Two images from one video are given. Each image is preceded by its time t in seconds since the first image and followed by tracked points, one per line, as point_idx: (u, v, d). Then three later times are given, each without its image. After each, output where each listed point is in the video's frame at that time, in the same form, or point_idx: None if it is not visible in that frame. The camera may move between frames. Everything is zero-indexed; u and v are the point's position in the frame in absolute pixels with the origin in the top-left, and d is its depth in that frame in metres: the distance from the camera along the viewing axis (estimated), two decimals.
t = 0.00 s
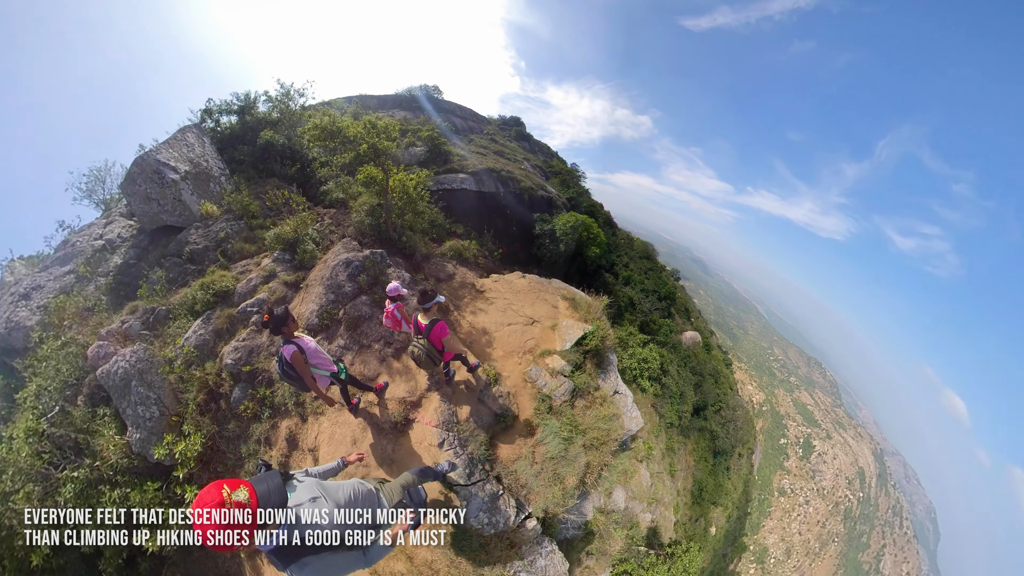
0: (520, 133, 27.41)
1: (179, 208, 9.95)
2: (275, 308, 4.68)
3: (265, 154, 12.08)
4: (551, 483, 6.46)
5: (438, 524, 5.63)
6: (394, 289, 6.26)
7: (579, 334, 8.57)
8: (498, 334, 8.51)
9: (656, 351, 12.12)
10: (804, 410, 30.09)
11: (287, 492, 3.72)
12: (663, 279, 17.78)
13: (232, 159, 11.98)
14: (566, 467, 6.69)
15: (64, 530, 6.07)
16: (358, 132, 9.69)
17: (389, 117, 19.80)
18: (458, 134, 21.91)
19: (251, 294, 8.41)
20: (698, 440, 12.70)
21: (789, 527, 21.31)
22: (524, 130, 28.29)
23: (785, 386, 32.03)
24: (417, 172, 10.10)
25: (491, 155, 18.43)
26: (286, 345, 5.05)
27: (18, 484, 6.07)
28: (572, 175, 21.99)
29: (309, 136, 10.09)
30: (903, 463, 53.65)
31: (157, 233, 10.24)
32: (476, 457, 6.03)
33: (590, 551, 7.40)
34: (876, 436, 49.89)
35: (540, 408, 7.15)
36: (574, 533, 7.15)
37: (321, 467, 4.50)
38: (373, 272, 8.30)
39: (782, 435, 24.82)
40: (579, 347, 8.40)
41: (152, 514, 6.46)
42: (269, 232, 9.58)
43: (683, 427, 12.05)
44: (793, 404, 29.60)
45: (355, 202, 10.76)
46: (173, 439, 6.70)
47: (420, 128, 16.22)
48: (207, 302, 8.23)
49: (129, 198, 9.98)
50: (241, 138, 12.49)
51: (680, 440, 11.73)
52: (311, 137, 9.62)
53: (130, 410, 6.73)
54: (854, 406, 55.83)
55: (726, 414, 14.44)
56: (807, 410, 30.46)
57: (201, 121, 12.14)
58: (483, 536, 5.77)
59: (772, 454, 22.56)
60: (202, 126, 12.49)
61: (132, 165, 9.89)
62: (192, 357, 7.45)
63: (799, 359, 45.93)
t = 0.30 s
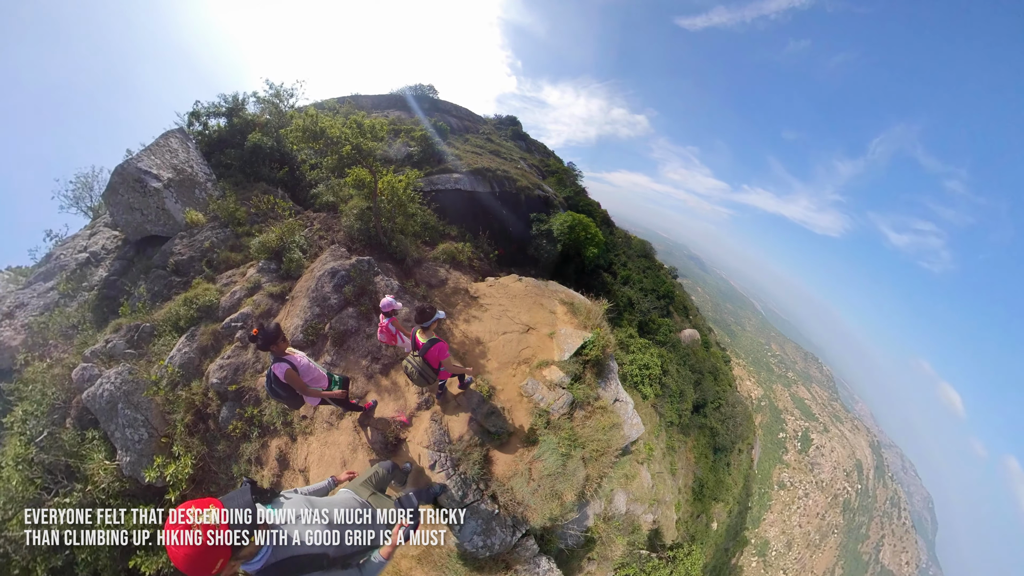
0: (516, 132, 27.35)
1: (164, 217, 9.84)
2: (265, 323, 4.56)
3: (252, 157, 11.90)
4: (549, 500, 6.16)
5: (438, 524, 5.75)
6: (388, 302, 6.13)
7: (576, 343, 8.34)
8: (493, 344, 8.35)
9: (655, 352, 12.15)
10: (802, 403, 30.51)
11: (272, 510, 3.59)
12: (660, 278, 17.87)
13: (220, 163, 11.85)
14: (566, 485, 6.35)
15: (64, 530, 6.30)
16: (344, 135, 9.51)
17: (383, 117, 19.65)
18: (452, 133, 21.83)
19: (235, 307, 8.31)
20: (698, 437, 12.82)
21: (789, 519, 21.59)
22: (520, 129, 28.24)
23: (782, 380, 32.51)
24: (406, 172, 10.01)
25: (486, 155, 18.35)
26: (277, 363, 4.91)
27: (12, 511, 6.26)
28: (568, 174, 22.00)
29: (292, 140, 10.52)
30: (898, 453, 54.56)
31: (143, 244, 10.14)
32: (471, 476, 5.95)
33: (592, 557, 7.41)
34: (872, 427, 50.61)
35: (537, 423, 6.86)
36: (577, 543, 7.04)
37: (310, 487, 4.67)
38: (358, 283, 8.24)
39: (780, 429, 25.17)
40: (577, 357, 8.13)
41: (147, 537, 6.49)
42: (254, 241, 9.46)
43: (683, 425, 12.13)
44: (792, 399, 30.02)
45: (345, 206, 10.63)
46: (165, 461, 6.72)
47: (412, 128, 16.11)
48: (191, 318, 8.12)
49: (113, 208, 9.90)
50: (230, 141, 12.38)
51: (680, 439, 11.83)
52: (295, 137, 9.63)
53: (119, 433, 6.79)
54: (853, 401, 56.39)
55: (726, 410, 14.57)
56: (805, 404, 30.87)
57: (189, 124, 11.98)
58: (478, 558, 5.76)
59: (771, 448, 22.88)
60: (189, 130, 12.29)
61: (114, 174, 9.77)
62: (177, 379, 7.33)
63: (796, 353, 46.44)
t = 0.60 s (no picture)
0: (512, 132, 27.38)
1: (150, 223, 9.64)
2: (261, 328, 4.53)
3: (242, 159, 11.78)
4: (549, 508, 6.17)
5: (438, 525, 5.68)
6: (394, 309, 6.16)
7: (576, 347, 8.35)
8: (491, 350, 8.31)
9: (654, 350, 12.23)
10: (799, 397, 30.99)
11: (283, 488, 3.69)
12: (657, 276, 18.02)
13: (208, 166, 11.64)
14: (565, 494, 6.33)
15: (64, 530, 5.92)
16: (333, 134, 9.30)
17: (377, 118, 19.51)
18: (447, 134, 21.80)
19: (222, 317, 8.15)
20: (697, 433, 12.97)
21: (790, 511, 21.88)
22: (516, 129, 28.30)
23: (779, 374, 32.99)
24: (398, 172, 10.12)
25: (481, 155, 18.31)
26: (268, 371, 4.86)
27: None
28: (564, 174, 22.05)
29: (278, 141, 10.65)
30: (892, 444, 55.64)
31: (129, 250, 9.90)
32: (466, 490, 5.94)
33: (596, 561, 7.37)
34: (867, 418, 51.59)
35: (535, 431, 6.85)
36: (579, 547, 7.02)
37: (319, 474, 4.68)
38: (348, 290, 8.15)
39: (778, 423, 25.56)
40: (577, 362, 8.17)
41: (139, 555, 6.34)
42: (241, 246, 9.29)
43: (683, 422, 12.26)
44: (788, 392, 30.49)
45: (337, 208, 10.48)
46: (154, 479, 6.57)
47: (406, 129, 16.02)
48: (177, 328, 7.96)
49: (97, 214, 9.65)
50: (219, 142, 12.16)
51: (680, 436, 11.95)
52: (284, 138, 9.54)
53: (104, 451, 6.52)
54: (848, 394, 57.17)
55: (724, 406, 14.73)
56: (802, 397, 31.33)
57: (178, 125, 11.76)
58: None
59: (769, 441, 23.24)
60: (177, 131, 12.07)
61: (97, 179, 9.53)
62: (162, 393, 7.25)
63: (790, 348, 47.02)
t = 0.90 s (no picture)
0: (508, 133, 27.43)
1: (142, 230, 9.53)
2: (271, 324, 4.59)
3: (235, 164, 11.74)
4: (550, 512, 6.18)
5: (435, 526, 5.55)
6: (405, 313, 6.22)
7: (572, 350, 8.33)
8: (486, 355, 8.29)
9: (652, 348, 12.33)
10: (797, 391, 31.32)
11: (286, 445, 3.65)
12: (654, 274, 18.16)
13: (201, 171, 11.51)
14: (565, 498, 6.34)
15: (65, 530, 6.13)
16: (325, 139, 9.21)
17: (372, 121, 19.46)
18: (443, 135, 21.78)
19: (218, 326, 8.03)
20: (698, 429, 13.07)
21: (791, 503, 22.12)
22: (511, 129, 28.33)
23: (777, 369, 33.30)
24: (391, 176, 10.00)
25: (476, 156, 18.31)
26: (278, 365, 4.84)
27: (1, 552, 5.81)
28: (560, 173, 22.12)
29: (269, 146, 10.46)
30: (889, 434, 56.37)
31: (122, 259, 9.77)
32: (469, 493, 5.90)
33: (600, 561, 7.39)
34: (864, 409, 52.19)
35: (532, 437, 6.85)
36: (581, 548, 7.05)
37: (323, 441, 5.05)
38: (342, 297, 8.07)
39: (777, 416, 25.85)
40: (574, 365, 8.16)
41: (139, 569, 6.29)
42: (235, 253, 9.19)
43: (683, 419, 12.37)
44: (787, 386, 30.78)
45: (332, 212, 10.40)
46: (152, 492, 6.45)
47: (401, 131, 15.99)
48: (171, 338, 7.79)
49: (88, 223, 9.54)
50: (212, 147, 12.05)
51: (681, 433, 12.04)
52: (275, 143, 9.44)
53: (101, 464, 6.46)
54: (846, 387, 57.65)
55: (724, 401, 14.85)
56: (801, 391, 31.70)
57: (170, 130, 11.61)
58: None
59: (769, 435, 23.50)
60: (170, 136, 11.93)
61: (87, 188, 9.44)
62: (159, 406, 7.02)
63: (788, 342, 47.40)
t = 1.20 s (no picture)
0: (503, 134, 27.50)
1: (132, 237, 9.39)
2: (267, 322, 4.48)
3: (227, 168, 11.60)
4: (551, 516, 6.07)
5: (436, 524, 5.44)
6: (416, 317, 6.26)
7: (570, 351, 8.34)
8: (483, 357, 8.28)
9: (650, 345, 12.43)
10: (795, 383, 31.70)
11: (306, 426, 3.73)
12: (651, 271, 18.32)
13: (193, 176, 11.35)
14: (565, 501, 6.28)
15: (64, 530, 5.99)
16: (315, 141, 9.10)
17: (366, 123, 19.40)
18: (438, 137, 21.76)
19: (211, 334, 7.92)
20: (697, 424, 13.19)
21: (794, 494, 22.33)
22: (507, 131, 28.42)
23: (775, 362, 33.68)
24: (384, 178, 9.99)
25: (471, 157, 18.33)
26: (278, 361, 4.79)
27: None
28: (555, 173, 22.23)
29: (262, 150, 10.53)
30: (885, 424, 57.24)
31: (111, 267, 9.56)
32: (469, 497, 5.74)
33: (605, 561, 7.33)
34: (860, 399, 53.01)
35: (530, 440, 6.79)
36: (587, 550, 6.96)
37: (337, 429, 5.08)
38: (336, 302, 8.02)
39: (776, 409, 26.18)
40: (571, 366, 8.14)
41: None
42: (227, 259, 9.08)
43: (684, 414, 12.50)
44: (785, 379, 31.13)
45: (326, 214, 10.31)
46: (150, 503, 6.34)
47: (396, 132, 15.95)
48: (164, 348, 7.66)
49: (78, 230, 9.39)
50: (205, 152, 11.90)
51: (681, 428, 12.14)
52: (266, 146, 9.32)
53: (95, 477, 6.24)
54: (842, 379, 58.50)
55: (723, 396, 14.98)
56: (799, 383, 32.11)
57: (161, 135, 11.44)
58: None
59: (768, 428, 23.79)
60: (161, 140, 11.75)
61: (77, 195, 9.31)
62: (154, 415, 6.91)
63: (784, 336, 47.94)
